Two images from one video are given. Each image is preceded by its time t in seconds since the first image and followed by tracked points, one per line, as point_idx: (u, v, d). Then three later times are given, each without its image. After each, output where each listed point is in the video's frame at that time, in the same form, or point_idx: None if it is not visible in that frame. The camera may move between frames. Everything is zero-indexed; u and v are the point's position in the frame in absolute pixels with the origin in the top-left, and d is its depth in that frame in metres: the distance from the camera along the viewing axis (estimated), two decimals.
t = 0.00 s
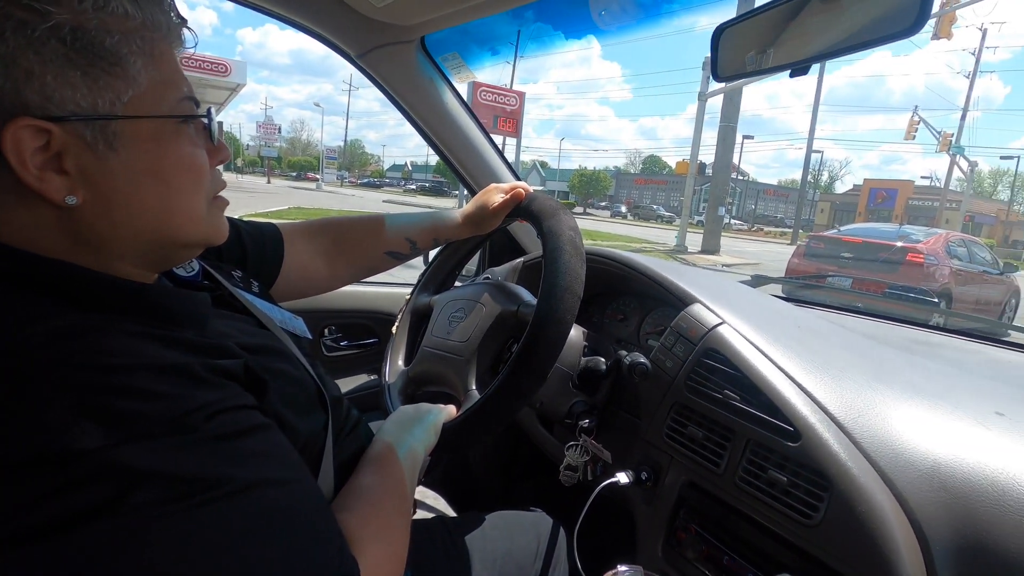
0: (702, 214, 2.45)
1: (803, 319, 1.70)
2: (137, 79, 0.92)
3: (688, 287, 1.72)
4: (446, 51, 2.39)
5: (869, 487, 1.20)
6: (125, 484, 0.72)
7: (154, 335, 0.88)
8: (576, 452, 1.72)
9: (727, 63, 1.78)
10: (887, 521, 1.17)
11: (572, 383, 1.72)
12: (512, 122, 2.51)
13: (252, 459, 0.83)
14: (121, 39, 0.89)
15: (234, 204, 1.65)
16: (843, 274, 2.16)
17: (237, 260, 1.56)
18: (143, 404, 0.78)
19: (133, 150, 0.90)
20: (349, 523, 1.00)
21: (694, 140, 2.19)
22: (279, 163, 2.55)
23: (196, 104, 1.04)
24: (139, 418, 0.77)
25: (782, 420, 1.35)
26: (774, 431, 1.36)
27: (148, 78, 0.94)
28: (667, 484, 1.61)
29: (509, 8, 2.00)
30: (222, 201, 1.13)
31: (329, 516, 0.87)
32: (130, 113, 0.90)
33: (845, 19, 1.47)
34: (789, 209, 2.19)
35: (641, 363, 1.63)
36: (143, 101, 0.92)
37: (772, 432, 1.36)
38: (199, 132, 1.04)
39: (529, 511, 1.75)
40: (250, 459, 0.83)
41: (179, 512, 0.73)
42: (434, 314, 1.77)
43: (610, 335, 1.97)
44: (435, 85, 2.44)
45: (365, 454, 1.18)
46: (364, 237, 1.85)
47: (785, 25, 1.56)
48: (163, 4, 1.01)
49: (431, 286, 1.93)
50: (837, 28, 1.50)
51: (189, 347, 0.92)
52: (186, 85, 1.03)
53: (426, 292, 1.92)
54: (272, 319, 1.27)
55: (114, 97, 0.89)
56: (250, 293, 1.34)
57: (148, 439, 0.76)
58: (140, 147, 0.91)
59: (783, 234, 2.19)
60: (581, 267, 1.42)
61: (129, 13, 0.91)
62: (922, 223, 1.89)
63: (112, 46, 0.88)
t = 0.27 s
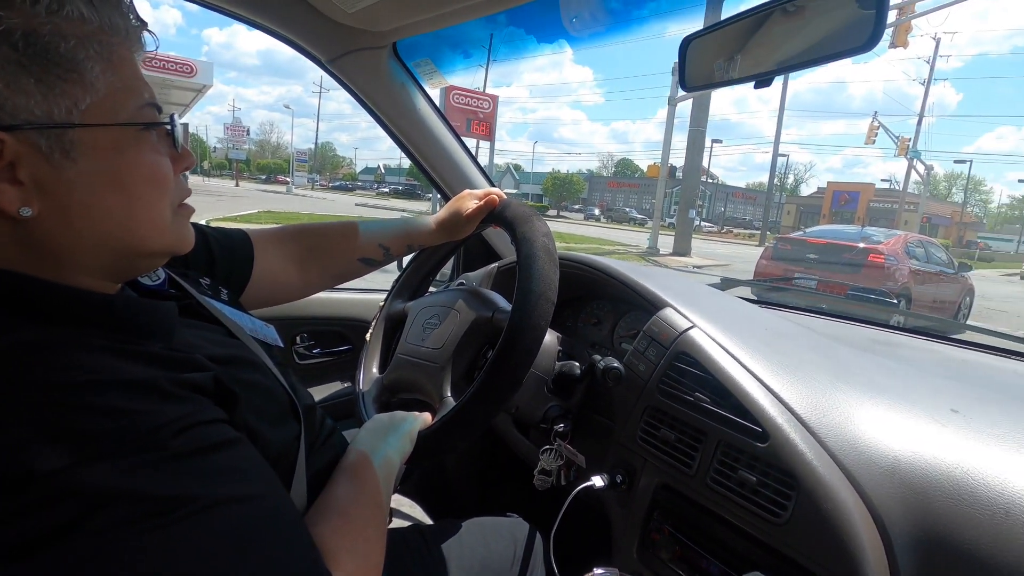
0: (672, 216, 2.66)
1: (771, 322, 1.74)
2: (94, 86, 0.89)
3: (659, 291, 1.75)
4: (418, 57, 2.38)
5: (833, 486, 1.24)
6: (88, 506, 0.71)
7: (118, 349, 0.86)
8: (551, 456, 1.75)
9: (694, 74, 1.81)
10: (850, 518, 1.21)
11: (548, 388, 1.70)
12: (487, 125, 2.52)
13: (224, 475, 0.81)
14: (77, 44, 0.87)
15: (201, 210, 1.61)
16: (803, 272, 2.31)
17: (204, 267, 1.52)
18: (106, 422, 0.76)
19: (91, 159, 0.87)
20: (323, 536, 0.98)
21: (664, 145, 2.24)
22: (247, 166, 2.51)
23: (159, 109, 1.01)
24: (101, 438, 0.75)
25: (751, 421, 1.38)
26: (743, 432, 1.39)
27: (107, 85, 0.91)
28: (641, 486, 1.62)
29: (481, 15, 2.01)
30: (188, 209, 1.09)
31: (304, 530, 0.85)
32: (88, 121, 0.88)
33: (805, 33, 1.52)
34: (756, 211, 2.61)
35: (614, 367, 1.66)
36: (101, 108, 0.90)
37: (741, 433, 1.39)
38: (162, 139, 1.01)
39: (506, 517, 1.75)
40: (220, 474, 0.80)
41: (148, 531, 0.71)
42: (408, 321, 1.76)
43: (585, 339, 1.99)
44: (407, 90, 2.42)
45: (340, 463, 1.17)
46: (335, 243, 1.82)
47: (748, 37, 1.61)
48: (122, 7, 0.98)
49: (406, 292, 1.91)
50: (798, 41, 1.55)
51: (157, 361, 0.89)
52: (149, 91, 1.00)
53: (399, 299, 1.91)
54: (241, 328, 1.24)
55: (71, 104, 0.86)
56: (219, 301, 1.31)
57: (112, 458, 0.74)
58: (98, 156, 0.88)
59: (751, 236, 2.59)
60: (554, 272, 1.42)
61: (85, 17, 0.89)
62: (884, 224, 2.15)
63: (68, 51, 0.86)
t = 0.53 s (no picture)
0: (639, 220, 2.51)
1: (729, 326, 1.79)
2: (36, 97, 0.87)
3: (622, 298, 1.79)
4: (380, 64, 2.39)
5: (787, 485, 1.29)
6: (32, 537, 0.69)
7: (65, 372, 0.83)
8: (519, 464, 1.77)
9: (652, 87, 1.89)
10: (802, 516, 1.27)
11: (513, 396, 1.77)
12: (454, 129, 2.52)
13: (180, 498, 0.78)
14: (16, 55, 0.84)
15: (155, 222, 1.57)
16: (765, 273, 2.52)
17: (159, 283, 1.48)
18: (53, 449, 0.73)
19: (33, 172, 0.84)
20: (285, 554, 0.96)
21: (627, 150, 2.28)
22: (207, 170, 2.44)
23: (108, 120, 0.98)
24: (48, 465, 0.72)
25: (710, 424, 1.42)
26: (703, 435, 1.43)
27: (50, 96, 0.88)
28: (606, 490, 1.65)
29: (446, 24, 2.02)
30: (141, 223, 1.05)
31: (266, 550, 0.82)
32: (30, 133, 0.85)
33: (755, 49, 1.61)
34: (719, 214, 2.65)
35: (578, 374, 1.69)
36: (43, 119, 0.86)
37: (701, 436, 1.44)
38: (111, 151, 0.97)
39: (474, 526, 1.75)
40: (175, 497, 0.77)
41: (101, 560, 0.70)
42: (373, 332, 1.75)
43: (552, 345, 2.01)
44: (370, 98, 2.42)
45: (303, 479, 1.15)
46: (296, 255, 1.77)
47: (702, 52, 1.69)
48: (66, 17, 0.97)
49: (371, 302, 1.92)
50: (748, 57, 1.63)
51: (107, 384, 0.87)
52: (96, 102, 0.98)
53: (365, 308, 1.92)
54: (198, 344, 1.21)
55: (10, 115, 0.83)
56: (172, 316, 1.27)
57: (60, 486, 0.72)
58: (42, 168, 0.85)
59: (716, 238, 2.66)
60: (518, 282, 1.42)
61: (25, 27, 0.87)
62: (840, 225, 2.31)
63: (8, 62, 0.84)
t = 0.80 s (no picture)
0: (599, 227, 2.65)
1: (674, 335, 1.85)
2: None
3: (572, 310, 1.82)
4: (331, 80, 2.46)
5: (726, 488, 1.35)
6: None
7: None
8: (474, 475, 1.76)
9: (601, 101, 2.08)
10: (740, 516, 1.32)
11: (468, 410, 1.75)
12: (411, 137, 2.53)
13: (119, 530, 0.75)
14: None
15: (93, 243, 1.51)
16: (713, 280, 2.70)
17: (99, 308, 1.42)
18: None
19: None
20: None
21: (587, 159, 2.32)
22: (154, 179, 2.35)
23: (40, 144, 0.96)
24: None
25: (655, 432, 1.47)
26: (649, 442, 1.47)
27: None
28: (559, 499, 1.67)
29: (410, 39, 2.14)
30: (78, 248, 1.02)
31: None
32: None
33: (691, 73, 1.81)
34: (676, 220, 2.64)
35: (528, 387, 1.71)
36: None
37: (647, 444, 1.48)
38: (45, 175, 0.95)
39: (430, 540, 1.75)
40: (115, 529, 0.74)
41: None
42: (325, 349, 1.72)
43: (506, 356, 2.03)
44: (321, 113, 2.47)
45: (251, 504, 1.11)
46: (244, 273, 1.74)
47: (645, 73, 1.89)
48: None
49: (323, 319, 1.86)
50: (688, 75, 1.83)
51: (40, 416, 0.83)
52: (27, 127, 0.96)
53: (318, 324, 1.86)
54: (141, 368, 1.16)
55: None
56: (112, 342, 1.22)
57: None
58: None
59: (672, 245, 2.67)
60: (468, 296, 1.43)
61: None
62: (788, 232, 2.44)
63: None
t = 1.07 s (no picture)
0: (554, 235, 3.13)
1: (621, 341, 1.90)
2: None
3: (523, 318, 1.85)
4: (278, 92, 2.49)
5: (671, 486, 1.41)
6: None
7: None
8: (429, 487, 1.77)
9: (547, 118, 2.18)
10: (685, 513, 1.38)
11: (422, 419, 1.79)
12: (364, 147, 2.64)
13: (54, 559, 0.72)
14: None
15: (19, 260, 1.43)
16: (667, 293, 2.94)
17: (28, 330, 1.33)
18: None
19: None
20: None
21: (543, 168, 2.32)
22: (90, 189, 2.24)
23: None
24: None
25: (604, 435, 1.52)
26: (598, 446, 1.52)
27: None
28: (513, 505, 1.70)
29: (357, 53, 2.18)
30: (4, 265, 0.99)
31: None
32: None
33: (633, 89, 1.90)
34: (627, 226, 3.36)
35: (481, 396, 1.71)
36: None
37: (596, 447, 1.52)
38: None
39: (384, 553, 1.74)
40: (49, 560, 0.71)
41: None
42: (274, 364, 1.71)
43: (460, 366, 2.03)
44: (266, 122, 2.47)
45: (196, 525, 1.08)
46: (186, 288, 1.65)
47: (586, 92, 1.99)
48: None
49: (272, 333, 1.87)
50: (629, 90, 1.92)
51: None
52: None
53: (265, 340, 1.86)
54: (75, 390, 1.10)
55: None
56: (43, 363, 1.15)
57: None
58: None
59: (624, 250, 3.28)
60: (420, 307, 1.42)
61: None
62: (736, 236, 2.73)
63: None
